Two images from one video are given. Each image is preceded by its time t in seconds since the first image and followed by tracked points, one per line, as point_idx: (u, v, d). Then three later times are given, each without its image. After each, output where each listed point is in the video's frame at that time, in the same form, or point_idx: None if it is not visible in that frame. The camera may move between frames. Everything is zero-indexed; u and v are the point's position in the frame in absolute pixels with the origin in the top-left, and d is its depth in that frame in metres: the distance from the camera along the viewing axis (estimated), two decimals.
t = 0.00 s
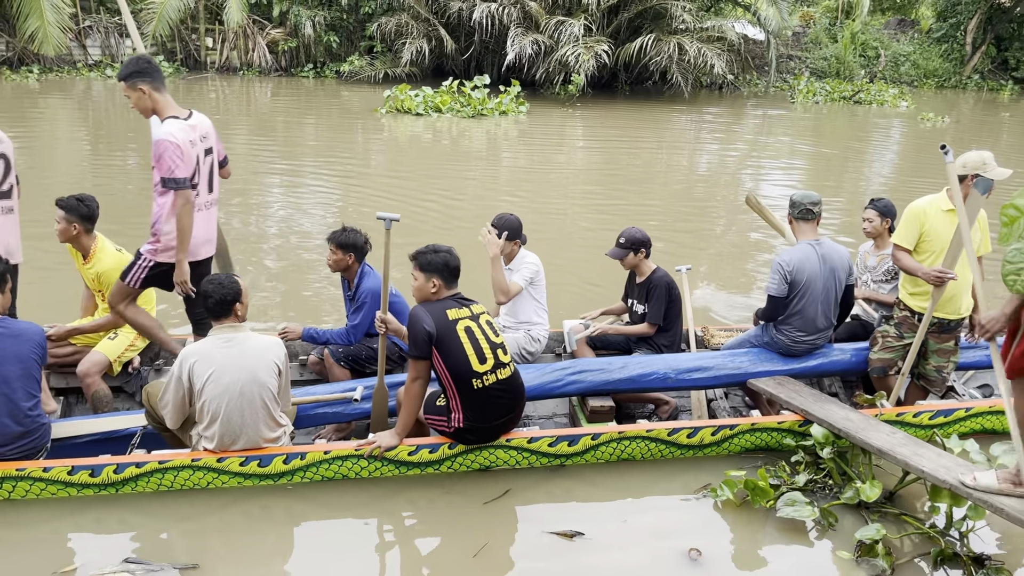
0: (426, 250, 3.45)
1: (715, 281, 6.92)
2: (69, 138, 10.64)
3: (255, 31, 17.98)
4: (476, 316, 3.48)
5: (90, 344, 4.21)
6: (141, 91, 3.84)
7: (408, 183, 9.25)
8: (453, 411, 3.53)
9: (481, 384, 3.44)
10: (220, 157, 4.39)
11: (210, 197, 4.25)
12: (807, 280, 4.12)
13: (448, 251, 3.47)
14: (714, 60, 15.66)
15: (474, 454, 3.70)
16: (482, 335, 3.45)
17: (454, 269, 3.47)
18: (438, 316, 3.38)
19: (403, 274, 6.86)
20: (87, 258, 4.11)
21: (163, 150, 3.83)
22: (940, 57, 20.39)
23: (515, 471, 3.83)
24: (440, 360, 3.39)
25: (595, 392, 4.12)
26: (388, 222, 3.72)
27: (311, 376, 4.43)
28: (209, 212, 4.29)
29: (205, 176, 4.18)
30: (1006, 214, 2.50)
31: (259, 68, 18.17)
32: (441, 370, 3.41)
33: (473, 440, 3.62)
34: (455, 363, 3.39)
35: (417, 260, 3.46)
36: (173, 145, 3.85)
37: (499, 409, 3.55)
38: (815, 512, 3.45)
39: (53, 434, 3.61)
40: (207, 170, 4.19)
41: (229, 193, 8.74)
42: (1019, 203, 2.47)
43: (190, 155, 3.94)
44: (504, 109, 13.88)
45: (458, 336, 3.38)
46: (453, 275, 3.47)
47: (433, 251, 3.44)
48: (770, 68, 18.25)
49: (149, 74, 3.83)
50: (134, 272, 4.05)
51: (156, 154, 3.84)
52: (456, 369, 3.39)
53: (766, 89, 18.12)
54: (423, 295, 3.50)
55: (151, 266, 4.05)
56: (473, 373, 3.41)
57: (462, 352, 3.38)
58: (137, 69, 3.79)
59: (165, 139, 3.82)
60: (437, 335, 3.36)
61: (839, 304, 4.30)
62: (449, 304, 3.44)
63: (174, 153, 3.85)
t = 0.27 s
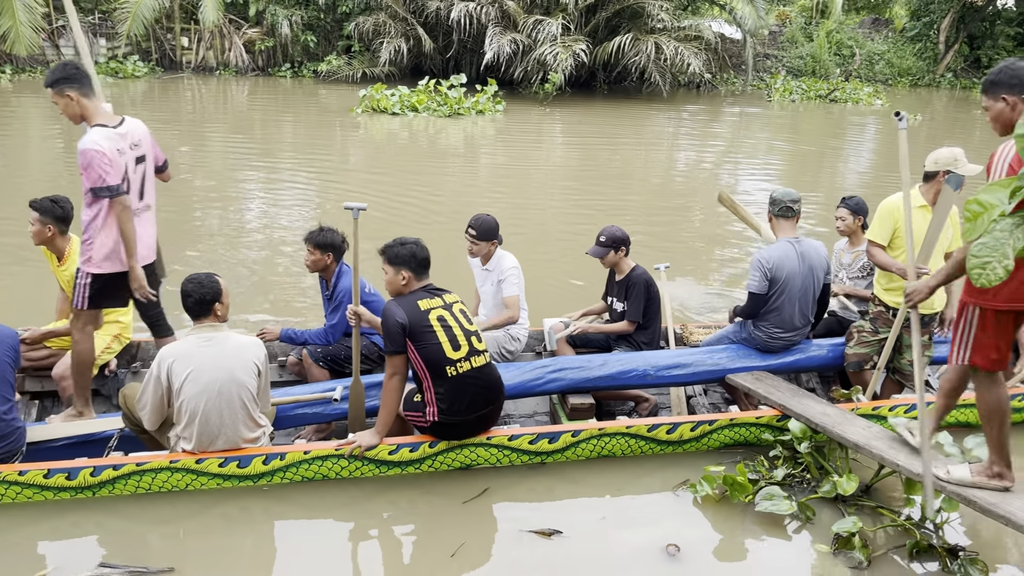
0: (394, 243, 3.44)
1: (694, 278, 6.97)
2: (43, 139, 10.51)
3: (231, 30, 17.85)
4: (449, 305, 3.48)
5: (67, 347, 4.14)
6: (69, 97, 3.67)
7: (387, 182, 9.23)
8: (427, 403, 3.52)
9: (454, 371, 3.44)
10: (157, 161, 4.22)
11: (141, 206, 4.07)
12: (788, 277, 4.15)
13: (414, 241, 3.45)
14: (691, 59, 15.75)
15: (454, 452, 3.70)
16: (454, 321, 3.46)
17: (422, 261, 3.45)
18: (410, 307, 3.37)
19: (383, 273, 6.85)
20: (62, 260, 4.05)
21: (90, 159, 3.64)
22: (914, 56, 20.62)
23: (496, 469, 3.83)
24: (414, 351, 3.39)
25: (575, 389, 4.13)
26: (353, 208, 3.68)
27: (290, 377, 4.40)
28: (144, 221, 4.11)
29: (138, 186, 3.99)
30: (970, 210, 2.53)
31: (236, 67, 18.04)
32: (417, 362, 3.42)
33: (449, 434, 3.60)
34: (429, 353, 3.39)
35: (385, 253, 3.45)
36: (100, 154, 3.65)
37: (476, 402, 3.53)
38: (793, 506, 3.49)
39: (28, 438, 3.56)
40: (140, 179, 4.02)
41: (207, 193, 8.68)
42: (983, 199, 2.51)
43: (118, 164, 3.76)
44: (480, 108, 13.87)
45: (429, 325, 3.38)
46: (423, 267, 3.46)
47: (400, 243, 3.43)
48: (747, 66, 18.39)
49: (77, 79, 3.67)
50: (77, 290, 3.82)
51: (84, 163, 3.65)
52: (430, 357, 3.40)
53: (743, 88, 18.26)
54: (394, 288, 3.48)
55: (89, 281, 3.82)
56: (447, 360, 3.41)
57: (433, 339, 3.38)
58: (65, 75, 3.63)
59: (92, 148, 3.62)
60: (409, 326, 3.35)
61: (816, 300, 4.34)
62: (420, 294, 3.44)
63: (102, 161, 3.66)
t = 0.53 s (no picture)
0: (380, 248, 3.43)
1: (673, 276, 7.00)
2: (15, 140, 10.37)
3: (207, 30, 17.69)
4: (439, 308, 3.49)
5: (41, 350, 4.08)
6: None
7: (366, 182, 9.19)
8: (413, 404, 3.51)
9: (441, 373, 3.44)
10: (84, 163, 3.96)
11: (73, 209, 3.80)
12: (766, 277, 4.17)
13: (402, 245, 3.46)
14: (669, 59, 15.84)
15: (435, 453, 3.70)
16: (444, 324, 3.46)
17: (408, 264, 3.44)
18: (400, 309, 3.39)
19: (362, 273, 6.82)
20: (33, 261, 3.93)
21: (10, 163, 3.38)
22: (888, 55, 20.84)
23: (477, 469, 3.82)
24: (403, 353, 3.41)
25: (555, 389, 4.14)
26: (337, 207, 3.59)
27: (268, 379, 4.38)
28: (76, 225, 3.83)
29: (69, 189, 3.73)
30: (942, 207, 2.33)
31: (212, 67, 17.90)
32: (406, 365, 3.43)
33: (432, 436, 3.59)
34: (418, 355, 3.40)
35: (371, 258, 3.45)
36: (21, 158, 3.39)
37: (462, 406, 3.52)
38: (772, 502, 3.51)
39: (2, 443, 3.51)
40: (70, 182, 3.75)
41: (184, 193, 8.60)
42: (957, 195, 2.31)
43: (42, 168, 3.50)
44: (457, 108, 13.84)
45: (419, 327, 3.40)
46: (410, 271, 3.46)
47: (385, 249, 3.42)
48: (724, 66, 18.50)
49: None
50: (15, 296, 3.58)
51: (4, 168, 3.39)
52: (418, 359, 3.40)
53: (721, 87, 18.38)
54: (383, 293, 3.49)
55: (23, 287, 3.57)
56: (435, 362, 3.42)
57: (422, 342, 3.39)
58: None
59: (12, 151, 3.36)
60: (398, 329, 3.37)
61: (794, 299, 4.37)
62: (410, 297, 3.45)
63: (24, 168, 3.41)
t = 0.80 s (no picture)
0: (390, 251, 3.44)
1: (657, 275, 7.03)
2: None
3: (187, 30, 17.56)
4: (444, 315, 3.49)
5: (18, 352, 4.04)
6: None
7: (348, 182, 9.16)
8: (409, 409, 3.51)
9: (443, 383, 3.44)
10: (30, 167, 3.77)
11: (21, 211, 3.62)
12: (749, 275, 4.19)
13: (411, 250, 3.46)
14: (651, 59, 15.89)
15: (419, 455, 3.68)
16: (449, 333, 3.46)
17: (417, 268, 3.46)
18: (406, 317, 3.39)
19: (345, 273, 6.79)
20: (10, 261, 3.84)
21: None
22: (868, 55, 21.01)
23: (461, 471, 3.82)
24: (407, 361, 3.41)
25: (539, 389, 4.14)
26: (357, 215, 3.58)
27: (251, 381, 4.35)
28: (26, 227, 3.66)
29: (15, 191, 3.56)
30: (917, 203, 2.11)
31: (192, 68, 17.77)
32: (408, 372, 3.44)
33: (422, 441, 3.59)
34: (421, 363, 3.40)
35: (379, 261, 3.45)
36: None
37: (455, 412, 3.53)
38: (756, 500, 3.53)
39: None
40: (15, 183, 3.58)
41: (165, 195, 8.53)
42: (932, 191, 2.09)
43: None
44: (437, 108, 13.81)
45: (425, 334, 3.40)
46: (419, 275, 3.46)
47: (395, 251, 3.44)
48: (706, 66, 18.59)
49: None
50: None
51: None
52: (421, 367, 3.41)
53: (703, 87, 18.47)
54: (391, 296, 3.49)
55: None
56: (437, 370, 3.42)
57: (426, 349, 3.40)
58: None
59: None
60: (405, 336, 3.37)
61: (777, 299, 4.40)
62: (417, 304, 3.45)
63: None
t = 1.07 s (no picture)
0: (393, 251, 3.40)
1: (641, 275, 7.05)
2: None
3: (168, 30, 17.41)
4: (441, 319, 3.47)
5: None
6: None
7: (332, 182, 9.12)
8: (398, 412, 3.50)
9: (435, 388, 3.43)
10: None
11: None
12: (732, 273, 4.19)
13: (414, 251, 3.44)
14: (634, 59, 15.93)
15: (404, 457, 3.67)
16: (445, 338, 3.45)
17: (421, 269, 3.43)
18: (404, 322, 3.37)
19: (329, 273, 6.76)
20: None
21: None
22: (849, 55, 21.15)
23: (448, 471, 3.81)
24: (404, 366, 3.39)
25: (525, 389, 4.14)
26: (373, 211, 3.64)
27: (235, 383, 4.32)
28: None
29: None
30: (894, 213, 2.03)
31: (173, 68, 17.64)
32: (402, 377, 3.41)
33: (409, 443, 3.58)
34: (417, 368, 3.39)
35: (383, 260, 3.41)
36: None
37: (444, 415, 3.52)
38: (741, 498, 3.54)
39: None
40: None
41: (146, 195, 8.46)
42: (909, 199, 2.02)
43: None
44: (419, 108, 13.76)
45: (422, 339, 3.38)
46: (421, 276, 3.44)
47: (400, 251, 3.39)
48: (688, 66, 18.65)
49: None
50: None
51: None
52: (416, 371, 3.39)
53: (686, 87, 18.53)
54: (392, 295, 3.45)
55: None
56: (431, 375, 3.41)
57: (423, 355, 3.38)
58: None
59: None
60: (403, 342, 3.35)
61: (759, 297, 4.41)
62: (415, 308, 3.43)
63: None
